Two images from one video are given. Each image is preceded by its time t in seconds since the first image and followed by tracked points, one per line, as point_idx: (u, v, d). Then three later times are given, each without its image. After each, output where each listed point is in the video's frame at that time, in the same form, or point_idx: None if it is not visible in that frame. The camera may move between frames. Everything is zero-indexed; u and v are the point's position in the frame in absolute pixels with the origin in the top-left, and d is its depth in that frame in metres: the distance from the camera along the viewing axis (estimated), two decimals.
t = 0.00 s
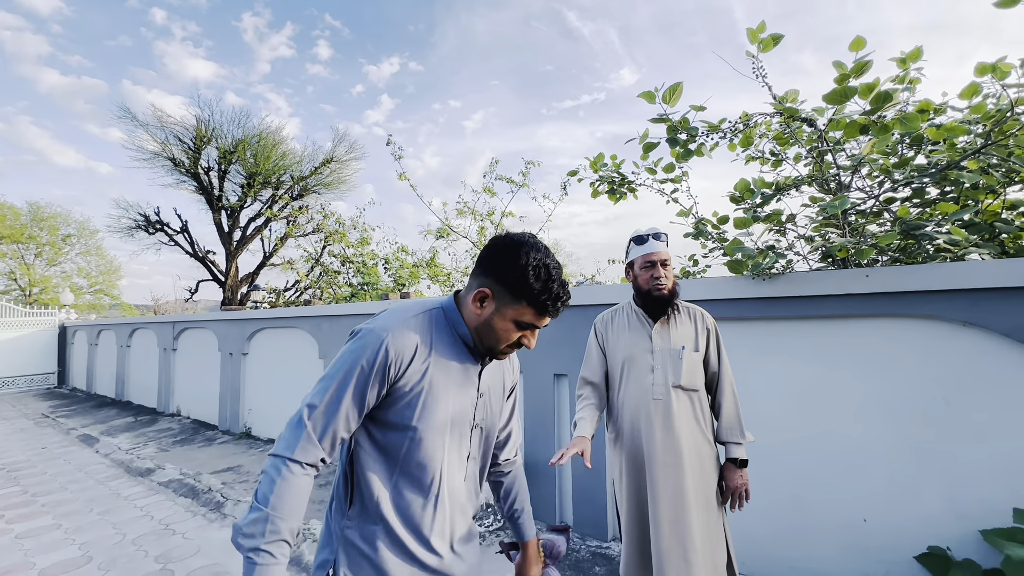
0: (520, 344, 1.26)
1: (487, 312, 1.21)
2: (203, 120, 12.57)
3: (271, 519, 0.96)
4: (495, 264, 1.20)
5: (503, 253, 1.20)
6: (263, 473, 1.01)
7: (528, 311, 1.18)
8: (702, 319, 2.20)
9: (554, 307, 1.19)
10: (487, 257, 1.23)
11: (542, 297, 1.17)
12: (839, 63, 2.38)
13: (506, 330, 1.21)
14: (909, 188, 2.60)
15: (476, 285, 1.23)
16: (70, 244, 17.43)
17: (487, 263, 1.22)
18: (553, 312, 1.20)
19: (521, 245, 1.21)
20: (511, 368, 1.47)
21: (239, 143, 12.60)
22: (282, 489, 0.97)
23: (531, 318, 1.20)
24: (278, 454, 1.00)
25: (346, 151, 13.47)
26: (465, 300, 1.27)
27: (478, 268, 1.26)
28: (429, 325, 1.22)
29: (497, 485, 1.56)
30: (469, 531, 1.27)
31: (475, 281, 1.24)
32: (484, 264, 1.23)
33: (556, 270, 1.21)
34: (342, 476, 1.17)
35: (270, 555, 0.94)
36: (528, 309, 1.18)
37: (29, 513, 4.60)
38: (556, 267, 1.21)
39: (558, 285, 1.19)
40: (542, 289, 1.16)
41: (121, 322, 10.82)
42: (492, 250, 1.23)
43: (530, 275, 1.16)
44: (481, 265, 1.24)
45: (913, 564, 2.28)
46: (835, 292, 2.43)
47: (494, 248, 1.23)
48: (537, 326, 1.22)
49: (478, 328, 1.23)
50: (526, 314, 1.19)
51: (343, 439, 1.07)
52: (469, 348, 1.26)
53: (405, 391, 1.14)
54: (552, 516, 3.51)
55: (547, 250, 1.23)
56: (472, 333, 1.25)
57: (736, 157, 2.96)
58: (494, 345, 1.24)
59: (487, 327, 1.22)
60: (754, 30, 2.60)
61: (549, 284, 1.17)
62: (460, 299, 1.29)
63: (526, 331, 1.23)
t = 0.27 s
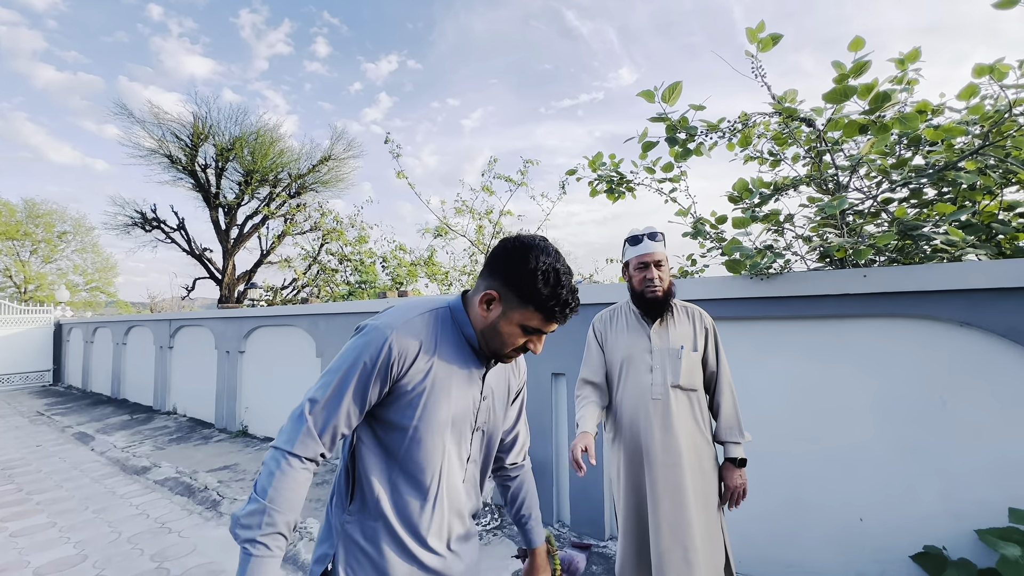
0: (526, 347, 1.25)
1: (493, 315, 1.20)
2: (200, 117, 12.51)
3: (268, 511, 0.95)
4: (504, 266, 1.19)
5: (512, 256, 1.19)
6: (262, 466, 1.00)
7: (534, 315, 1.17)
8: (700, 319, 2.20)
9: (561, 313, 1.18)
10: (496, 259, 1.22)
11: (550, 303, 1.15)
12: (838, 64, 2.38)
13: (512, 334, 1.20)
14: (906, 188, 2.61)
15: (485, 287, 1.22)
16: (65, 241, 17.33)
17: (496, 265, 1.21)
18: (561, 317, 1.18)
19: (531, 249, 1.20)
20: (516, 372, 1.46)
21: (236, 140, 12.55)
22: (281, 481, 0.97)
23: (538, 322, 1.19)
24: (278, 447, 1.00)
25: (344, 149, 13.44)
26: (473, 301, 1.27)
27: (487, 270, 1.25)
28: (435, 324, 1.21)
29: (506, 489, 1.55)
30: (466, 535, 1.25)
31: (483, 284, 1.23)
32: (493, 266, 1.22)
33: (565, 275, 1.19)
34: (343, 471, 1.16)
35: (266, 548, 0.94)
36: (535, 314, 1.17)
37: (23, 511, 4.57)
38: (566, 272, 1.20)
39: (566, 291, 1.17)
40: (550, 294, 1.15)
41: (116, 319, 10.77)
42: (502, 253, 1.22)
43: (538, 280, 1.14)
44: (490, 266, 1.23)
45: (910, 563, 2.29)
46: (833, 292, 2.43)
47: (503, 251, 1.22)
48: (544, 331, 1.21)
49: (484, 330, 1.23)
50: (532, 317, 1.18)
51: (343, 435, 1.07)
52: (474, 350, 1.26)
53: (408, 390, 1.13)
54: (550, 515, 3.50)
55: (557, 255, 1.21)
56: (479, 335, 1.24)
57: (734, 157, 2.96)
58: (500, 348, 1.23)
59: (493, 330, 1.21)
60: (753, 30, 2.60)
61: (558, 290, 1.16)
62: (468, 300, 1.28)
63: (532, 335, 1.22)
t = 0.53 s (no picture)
0: (528, 348, 1.25)
1: (496, 316, 1.20)
2: (200, 115, 12.50)
3: (269, 508, 0.95)
4: (508, 267, 1.18)
5: (515, 257, 1.18)
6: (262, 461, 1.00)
7: (537, 317, 1.17)
8: (699, 318, 2.20)
9: (564, 315, 1.17)
10: (500, 261, 1.22)
11: (553, 305, 1.15)
12: (838, 62, 2.37)
13: (514, 336, 1.20)
14: (906, 187, 2.61)
15: (488, 287, 1.22)
16: (65, 239, 17.32)
17: (500, 265, 1.21)
18: (564, 319, 1.18)
19: (536, 250, 1.19)
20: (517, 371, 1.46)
21: (236, 138, 12.53)
22: (281, 478, 0.97)
23: (541, 323, 1.18)
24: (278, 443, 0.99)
25: (344, 147, 13.42)
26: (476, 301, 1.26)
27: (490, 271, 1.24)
28: (438, 323, 1.22)
29: (506, 489, 1.54)
30: (462, 536, 1.25)
31: (487, 284, 1.23)
32: (497, 266, 1.22)
33: (569, 278, 1.18)
34: (341, 467, 1.16)
35: (266, 544, 0.94)
36: (538, 315, 1.17)
37: (24, 508, 4.58)
38: (570, 275, 1.19)
39: (569, 294, 1.17)
40: (553, 297, 1.14)
41: (116, 317, 10.77)
42: (506, 253, 1.21)
43: (541, 282, 1.14)
44: (494, 266, 1.22)
45: (908, 562, 2.29)
46: (832, 291, 2.43)
47: (508, 251, 1.21)
48: (546, 333, 1.21)
49: (486, 331, 1.23)
50: (535, 319, 1.18)
51: (344, 432, 1.06)
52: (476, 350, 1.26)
53: (409, 388, 1.13)
54: (549, 513, 3.50)
55: (561, 256, 1.21)
56: (480, 335, 1.24)
57: (734, 156, 2.96)
58: (502, 348, 1.23)
59: (496, 331, 1.21)
60: (753, 27, 2.60)
61: (561, 292, 1.15)
62: (470, 299, 1.28)
63: (534, 336, 1.22)
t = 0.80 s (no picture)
0: (530, 346, 1.25)
1: (496, 314, 1.20)
2: (203, 112, 12.51)
3: (271, 506, 0.95)
4: (508, 265, 1.18)
5: (515, 255, 1.18)
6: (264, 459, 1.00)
7: (538, 315, 1.17)
8: (702, 317, 2.19)
9: (564, 312, 1.17)
10: (500, 259, 1.21)
11: (553, 303, 1.14)
12: (843, 57, 2.35)
13: (514, 333, 1.20)
14: (911, 183, 2.59)
15: (488, 285, 1.21)
16: (70, 236, 17.40)
17: (500, 263, 1.20)
18: (565, 317, 1.18)
19: (536, 248, 1.18)
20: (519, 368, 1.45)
21: (239, 135, 12.54)
22: (283, 476, 0.97)
23: (541, 321, 1.18)
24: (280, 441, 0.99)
25: (347, 143, 13.40)
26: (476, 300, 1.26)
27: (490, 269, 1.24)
28: (441, 320, 1.21)
29: (502, 484, 1.55)
30: (463, 535, 1.25)
31: (487, 282, 1.23)
32: (497, 264, 1.21)
33: (569, 276, 1.18)
34: (343, 463, 1.17)
35: (269, 543, 0.94)
36: (539, 313, 1.16)
37: (31, 503, 4.62)
38: (570, 273, 1.19)
39: (569, 292, 1.16)
40: (553, 295, 1.14)
41: (121, 314, 10.83)
42: (505, 251, 1.21)
43: (541, 280, 1.14)
44: (494, 264, 1.22)
45: (910, 560, 2.29)
46: (835, 288, 2.42)
47: (507, 249, 1.21)
48: (546, 331, 1.20)
49: (487, 329, 1.22)
50: (536, 317, 1.17)
51: (346, 430, 1.06)
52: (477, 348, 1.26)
53: (411, 386, 1.13)
54: (551, 510, 3.51)
55: (561, 254, 1.20)
56: (482, 333, 1.24)
57: (737, 152, 2.94)
58: (503, 347, 1.23)
59: (497, 329, 1.21)
60: (757, 22, 2.58)
61: (561, 290, 1.15)
62: (471, 298, 1.28)
63: (535, 334, 1.21)
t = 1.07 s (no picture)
0: (531, 335, 1.24)
1: (497, 303, 1.19)
2: (209, 107, 12.53)
3: (286, 507, 0.95)
4: (508, 255, 1.17)
5: (514, 245, 1.18)
6: (275, 459, 0.99)
7: (538, 303, 1.16)
8: (708, 313, 2.17)
9: (564, 300, 1.17)
10: (499, 249, 1.21)
11: (553, 291, 1.14)
12: (853, 47, 2.31)
13: (514, 322, 1.19)
14: (922, 176, 2.54)
15: (488, 275, 1.21)
16: (79, 231, 17.53)
17: (500, 253, 1.20)
18: (565, 304, 1.17)
19: (535, 237, 1.18)
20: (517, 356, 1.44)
21: (244, 130, 12.56)
22: (297, 476, 0.96)
23: (541, 309, 1.17)
24: (291, 441, 0.98)
25: (352, 138, 13.39)
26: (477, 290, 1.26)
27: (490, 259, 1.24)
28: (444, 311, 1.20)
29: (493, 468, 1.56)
30: (473, 522, 1.27)
31: (487, 272, 1.22)
32: (497, 254, 1.21)
33: (569, 265, 1.18)
34: (349, 460, 1.15)
35: (286, 543, 0.94)
36: (539, 302, 1.16)
37: (42, 494, 4.68)
38: (570, 262, 1.18)
39: (569, 281, 1.16)
40: (553, 284, 1.13)
41: (130, 308, 10.92)
42: (505, 240, 1.20)
43: (541, 268, 1.13)
44: (494, 254, 1.21)
45: (917, 557, 2.27)
46: (843, 282, 2.39)
47: (507, 239, 1.21)
48: (546, 320, 1.20)
49: (488, 319, 1.22)
50: (536, 305, 1.17)
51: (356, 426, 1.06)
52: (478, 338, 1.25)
53: (418, 381, 1.12)
54: (555, 504, 3.52)
55: (560, 243, 1.20)
56: (483, 324, 1.24)
57: (744, 145, 2.90)
58: (504, 336, 1.23)
59: (498, 318, 1.20)
60: (766, 13, 2.53)
61: (561, 278, 1.15)
62: (471, 289, 1.27)
63: (535, 323, 1.21)
